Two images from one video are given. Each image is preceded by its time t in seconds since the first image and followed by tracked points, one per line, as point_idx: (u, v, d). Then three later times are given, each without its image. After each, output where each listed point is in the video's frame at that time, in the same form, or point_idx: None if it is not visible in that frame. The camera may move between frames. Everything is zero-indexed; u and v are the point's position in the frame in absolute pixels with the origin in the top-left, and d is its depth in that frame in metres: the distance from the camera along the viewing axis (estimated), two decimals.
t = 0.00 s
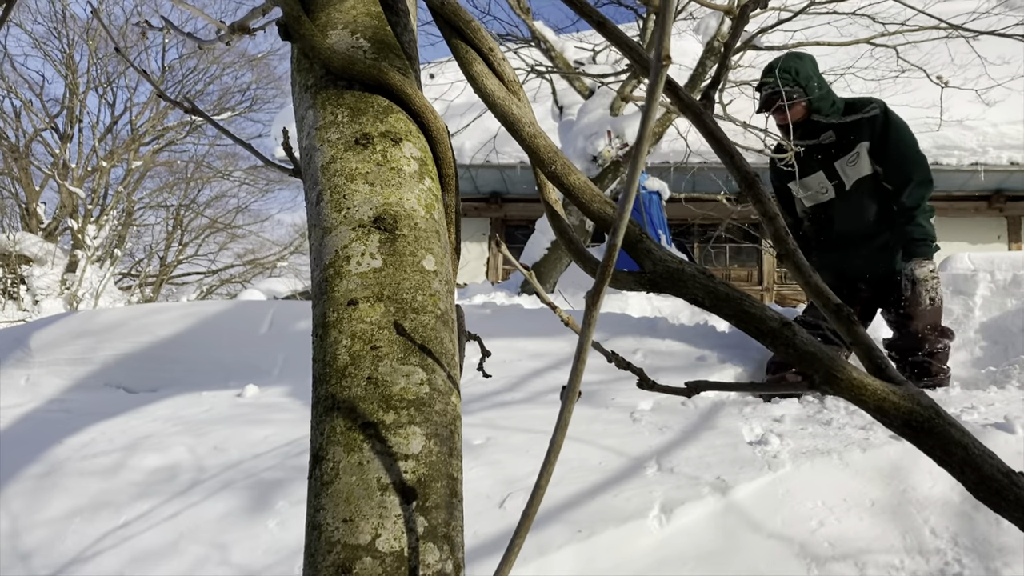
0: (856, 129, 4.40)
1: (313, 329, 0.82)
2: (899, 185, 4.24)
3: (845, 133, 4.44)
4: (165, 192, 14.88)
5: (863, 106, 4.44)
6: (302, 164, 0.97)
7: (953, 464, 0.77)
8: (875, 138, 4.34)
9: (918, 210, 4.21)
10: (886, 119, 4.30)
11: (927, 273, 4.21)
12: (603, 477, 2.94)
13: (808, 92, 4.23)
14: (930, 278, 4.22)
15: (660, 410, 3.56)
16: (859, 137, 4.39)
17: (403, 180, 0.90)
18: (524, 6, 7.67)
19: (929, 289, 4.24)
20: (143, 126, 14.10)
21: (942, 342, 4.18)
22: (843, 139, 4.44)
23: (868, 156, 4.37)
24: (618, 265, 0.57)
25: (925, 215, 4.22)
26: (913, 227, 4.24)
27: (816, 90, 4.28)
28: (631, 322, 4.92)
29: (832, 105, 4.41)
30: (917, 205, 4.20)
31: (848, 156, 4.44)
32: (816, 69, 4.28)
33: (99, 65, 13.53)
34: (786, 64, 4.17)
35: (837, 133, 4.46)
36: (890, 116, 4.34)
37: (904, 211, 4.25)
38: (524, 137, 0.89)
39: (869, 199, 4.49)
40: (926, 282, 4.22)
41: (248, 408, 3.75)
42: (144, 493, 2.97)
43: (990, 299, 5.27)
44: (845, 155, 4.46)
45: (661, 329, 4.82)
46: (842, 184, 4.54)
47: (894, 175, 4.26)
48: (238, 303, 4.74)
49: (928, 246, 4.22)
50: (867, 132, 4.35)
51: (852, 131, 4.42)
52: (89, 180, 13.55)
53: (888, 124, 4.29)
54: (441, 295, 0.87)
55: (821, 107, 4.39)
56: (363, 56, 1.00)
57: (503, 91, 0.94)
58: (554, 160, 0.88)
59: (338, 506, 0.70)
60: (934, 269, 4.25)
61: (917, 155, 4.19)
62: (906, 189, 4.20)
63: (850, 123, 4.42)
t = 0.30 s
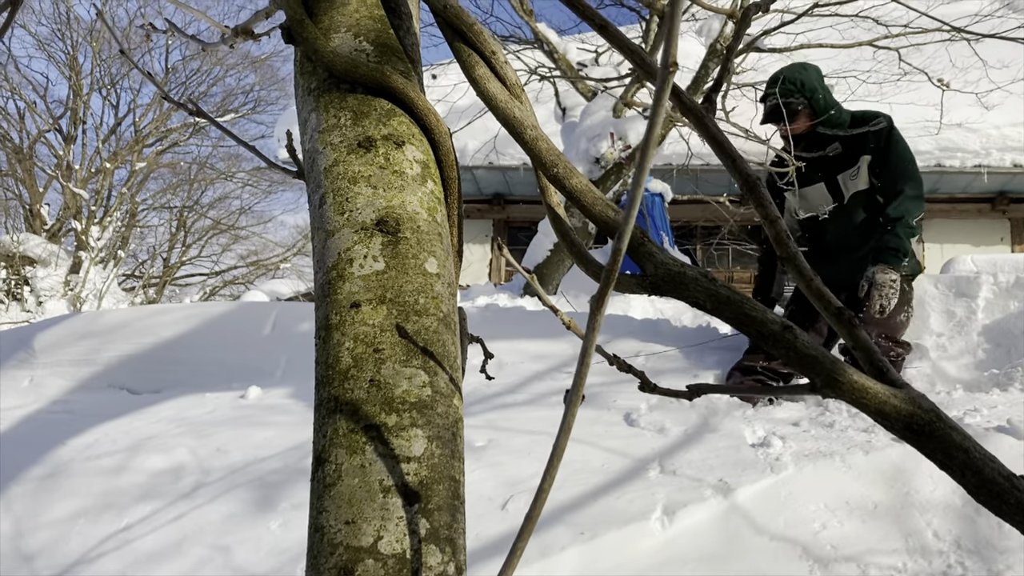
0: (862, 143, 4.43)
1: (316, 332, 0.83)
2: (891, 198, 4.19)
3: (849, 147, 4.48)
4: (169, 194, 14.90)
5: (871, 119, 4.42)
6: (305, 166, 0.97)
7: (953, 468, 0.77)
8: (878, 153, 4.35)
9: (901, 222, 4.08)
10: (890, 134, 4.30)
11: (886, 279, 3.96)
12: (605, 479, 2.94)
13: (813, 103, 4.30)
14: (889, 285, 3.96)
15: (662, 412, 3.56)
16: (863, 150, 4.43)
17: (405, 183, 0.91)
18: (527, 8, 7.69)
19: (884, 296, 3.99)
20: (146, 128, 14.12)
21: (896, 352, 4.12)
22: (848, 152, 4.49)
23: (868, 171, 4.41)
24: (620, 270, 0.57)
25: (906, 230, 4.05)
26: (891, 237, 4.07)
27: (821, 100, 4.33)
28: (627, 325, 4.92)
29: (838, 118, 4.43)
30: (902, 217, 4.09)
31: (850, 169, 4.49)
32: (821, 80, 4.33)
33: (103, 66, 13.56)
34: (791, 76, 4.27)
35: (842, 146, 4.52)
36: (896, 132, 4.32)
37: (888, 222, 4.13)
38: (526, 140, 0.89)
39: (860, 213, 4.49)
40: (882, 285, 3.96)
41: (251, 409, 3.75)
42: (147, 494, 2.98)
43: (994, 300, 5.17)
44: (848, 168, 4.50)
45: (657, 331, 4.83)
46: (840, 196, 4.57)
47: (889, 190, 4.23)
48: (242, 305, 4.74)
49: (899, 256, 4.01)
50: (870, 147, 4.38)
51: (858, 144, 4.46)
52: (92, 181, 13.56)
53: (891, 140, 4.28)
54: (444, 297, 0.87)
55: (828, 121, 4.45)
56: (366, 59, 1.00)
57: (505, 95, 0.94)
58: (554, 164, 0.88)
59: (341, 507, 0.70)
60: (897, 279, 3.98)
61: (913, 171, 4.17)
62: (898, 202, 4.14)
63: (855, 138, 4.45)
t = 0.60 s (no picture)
0: (857, 142, 4.41)
1: (322, 333, 0.83)
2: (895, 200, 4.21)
3: (843, 147, 4.45)
4: (172, 195, 14.90)
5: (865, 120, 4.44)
6: (311, 169, 0.98)
7: (958, 472, 0.77)
8: (875, 155, 4.36)
9: (911, 220, 4.14)
10: (887, 136, 4.35)
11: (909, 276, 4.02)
12: (608, 481, 2.95)
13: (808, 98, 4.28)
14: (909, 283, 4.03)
15: (665, 414, 3.56)
16: (859, 151, 4.41)
17: (411, 186, 0.91)
18: (530, 9, 7.70)
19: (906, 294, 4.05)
20: (150, 129, 14.13)
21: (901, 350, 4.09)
22: (843, 151, 4.45)
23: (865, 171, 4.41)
24: (629, 271, 0.58)
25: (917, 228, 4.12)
26: (903, 235, 4.14)
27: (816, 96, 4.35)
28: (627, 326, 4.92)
29: (830, 113, 4.48)
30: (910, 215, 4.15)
31: (845, 169, 4.45)
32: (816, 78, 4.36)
33: (106, 67, 13.57)
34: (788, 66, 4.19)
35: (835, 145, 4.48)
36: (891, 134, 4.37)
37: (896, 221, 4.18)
38: (532, 143, 0.90)
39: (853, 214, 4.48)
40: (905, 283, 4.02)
41: (254, 410, 3.76)
42: (150, 495, 2.98)
43: (997, 302, 5.15)
44: (842, 168, 4.46)
45: (657, 333, 4.83)
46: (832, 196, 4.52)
47: (892, 192, 4.26)
48: (246, 305, 4.74)
49: (914, 254, 4.09)
50: (868, 148, 4.37)
51: (851, 144, 4.44)
52: (95, 182, 13.57)
53: (889, 141, 4.33)
54: (450, 300, 0.87)
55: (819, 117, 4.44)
56: (372, 63, 1.01)
57: (511, 98, 0.94)
58: (561, 165, 0.88)
59: (347, 509, 0.71)
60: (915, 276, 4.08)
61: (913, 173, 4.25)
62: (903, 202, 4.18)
63: (850, 138, 4.43)
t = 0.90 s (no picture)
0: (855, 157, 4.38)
1: (326, 333, 0.83)
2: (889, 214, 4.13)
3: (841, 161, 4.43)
4: (176, 195, 14.92)
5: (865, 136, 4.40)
6: (314, 169, 0.98)
7: (964, 470, 0.76)
8: (873, 169, 4.32)
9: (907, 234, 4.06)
10: (886, 150, 4.28)
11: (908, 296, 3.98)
12: (611, 481, 2.94)
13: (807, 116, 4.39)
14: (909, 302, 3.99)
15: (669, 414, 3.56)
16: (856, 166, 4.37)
17: (414, 185, 0.91)
18: (534, 10, 7.69)
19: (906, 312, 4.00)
20: (153, 129, 14.14)
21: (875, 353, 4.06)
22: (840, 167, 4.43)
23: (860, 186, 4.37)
24: (635, 273, 0.58)
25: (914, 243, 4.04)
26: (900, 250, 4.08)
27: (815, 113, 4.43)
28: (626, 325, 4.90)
29: (832, 129, 4.51)
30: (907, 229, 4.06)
31: (842, 185, 4.43)
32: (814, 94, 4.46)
33: (110, 68, 13.59)
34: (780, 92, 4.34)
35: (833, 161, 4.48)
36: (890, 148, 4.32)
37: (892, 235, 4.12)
38: (535, 143, 0.90)
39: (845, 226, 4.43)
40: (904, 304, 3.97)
41: (258, 410, 3.76)
42: (154, 495, 2.99)
43: (1002, 302, 5.14)
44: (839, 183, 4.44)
45: (656, 334, 4.80)
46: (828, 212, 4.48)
47: (887, 207, 4.17)
48: (249, 305, 4.75)
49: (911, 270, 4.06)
50: (865, 163, 4.33)
51: (849, 160, 4.42)
52: (99, 182, 13.59)
53: (887, 156, 4.27)
54: (453, 299, 0.87)
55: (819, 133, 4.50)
56: (375, 62, 1.00)
57: (515, 97, 0.94)
58: (564, 166, 0.88)
59: (350, 509, 0.71)
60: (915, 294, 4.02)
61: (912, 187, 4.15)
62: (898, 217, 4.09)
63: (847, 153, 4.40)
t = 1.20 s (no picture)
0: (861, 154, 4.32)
1: (327, 333, 0.83)
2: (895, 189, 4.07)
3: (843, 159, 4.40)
4: (179, 195, 14.93)
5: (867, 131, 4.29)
6: (316, 169, 0.98)
7: (965, 470, 0.75)
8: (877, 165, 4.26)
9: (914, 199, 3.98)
10: (890, 146, 4.16)
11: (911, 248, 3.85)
12: (614, 481, 2.94)
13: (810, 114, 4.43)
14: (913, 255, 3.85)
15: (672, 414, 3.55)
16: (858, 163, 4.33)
17: (415, 185, 0.91)
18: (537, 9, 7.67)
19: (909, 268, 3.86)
20: (157, 129, 14.15)
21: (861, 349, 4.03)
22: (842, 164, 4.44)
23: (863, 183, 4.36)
24: (633, 269, 0.58)
25: (918, 207, 3.96)
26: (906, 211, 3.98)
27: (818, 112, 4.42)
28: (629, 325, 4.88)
29: (838, 126, 4.39)
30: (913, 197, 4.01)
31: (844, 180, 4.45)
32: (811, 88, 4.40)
33: (115, 68, 13.61)
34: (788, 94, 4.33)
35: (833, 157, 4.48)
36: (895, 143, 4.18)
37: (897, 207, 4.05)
38: (536, 142, 0.90)
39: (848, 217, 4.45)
40: (906, 254, 3.85)
41: (261, 409, 3.77)
42: (158, 494, 2.99)
43: (1006, 301, 5.12)
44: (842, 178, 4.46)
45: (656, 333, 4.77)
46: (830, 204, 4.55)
47: (894, 183, 4.13)
48: (252, 305, 4.76)
49: (919, 228, 3.92)
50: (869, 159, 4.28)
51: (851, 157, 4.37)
52: (103, 182, 13.61)
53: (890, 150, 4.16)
54: (453, 299, 0.87)
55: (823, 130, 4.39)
56: (376, 61, 1.00)
57: (516, 97, 0.94)
58: (565, 164, 0.88)
59: (350, 509, 0.71)
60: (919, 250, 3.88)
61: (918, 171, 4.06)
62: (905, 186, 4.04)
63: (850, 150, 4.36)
